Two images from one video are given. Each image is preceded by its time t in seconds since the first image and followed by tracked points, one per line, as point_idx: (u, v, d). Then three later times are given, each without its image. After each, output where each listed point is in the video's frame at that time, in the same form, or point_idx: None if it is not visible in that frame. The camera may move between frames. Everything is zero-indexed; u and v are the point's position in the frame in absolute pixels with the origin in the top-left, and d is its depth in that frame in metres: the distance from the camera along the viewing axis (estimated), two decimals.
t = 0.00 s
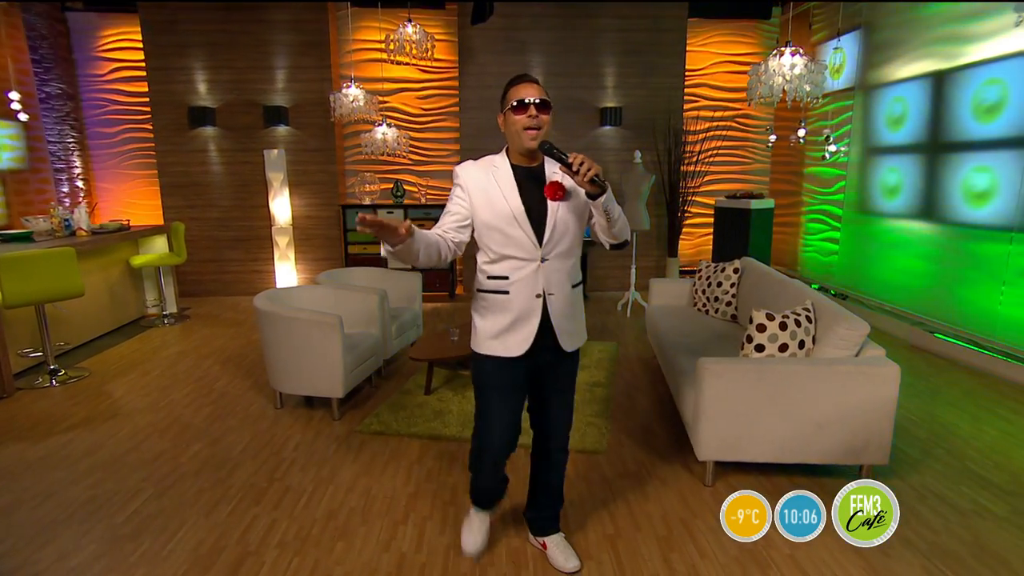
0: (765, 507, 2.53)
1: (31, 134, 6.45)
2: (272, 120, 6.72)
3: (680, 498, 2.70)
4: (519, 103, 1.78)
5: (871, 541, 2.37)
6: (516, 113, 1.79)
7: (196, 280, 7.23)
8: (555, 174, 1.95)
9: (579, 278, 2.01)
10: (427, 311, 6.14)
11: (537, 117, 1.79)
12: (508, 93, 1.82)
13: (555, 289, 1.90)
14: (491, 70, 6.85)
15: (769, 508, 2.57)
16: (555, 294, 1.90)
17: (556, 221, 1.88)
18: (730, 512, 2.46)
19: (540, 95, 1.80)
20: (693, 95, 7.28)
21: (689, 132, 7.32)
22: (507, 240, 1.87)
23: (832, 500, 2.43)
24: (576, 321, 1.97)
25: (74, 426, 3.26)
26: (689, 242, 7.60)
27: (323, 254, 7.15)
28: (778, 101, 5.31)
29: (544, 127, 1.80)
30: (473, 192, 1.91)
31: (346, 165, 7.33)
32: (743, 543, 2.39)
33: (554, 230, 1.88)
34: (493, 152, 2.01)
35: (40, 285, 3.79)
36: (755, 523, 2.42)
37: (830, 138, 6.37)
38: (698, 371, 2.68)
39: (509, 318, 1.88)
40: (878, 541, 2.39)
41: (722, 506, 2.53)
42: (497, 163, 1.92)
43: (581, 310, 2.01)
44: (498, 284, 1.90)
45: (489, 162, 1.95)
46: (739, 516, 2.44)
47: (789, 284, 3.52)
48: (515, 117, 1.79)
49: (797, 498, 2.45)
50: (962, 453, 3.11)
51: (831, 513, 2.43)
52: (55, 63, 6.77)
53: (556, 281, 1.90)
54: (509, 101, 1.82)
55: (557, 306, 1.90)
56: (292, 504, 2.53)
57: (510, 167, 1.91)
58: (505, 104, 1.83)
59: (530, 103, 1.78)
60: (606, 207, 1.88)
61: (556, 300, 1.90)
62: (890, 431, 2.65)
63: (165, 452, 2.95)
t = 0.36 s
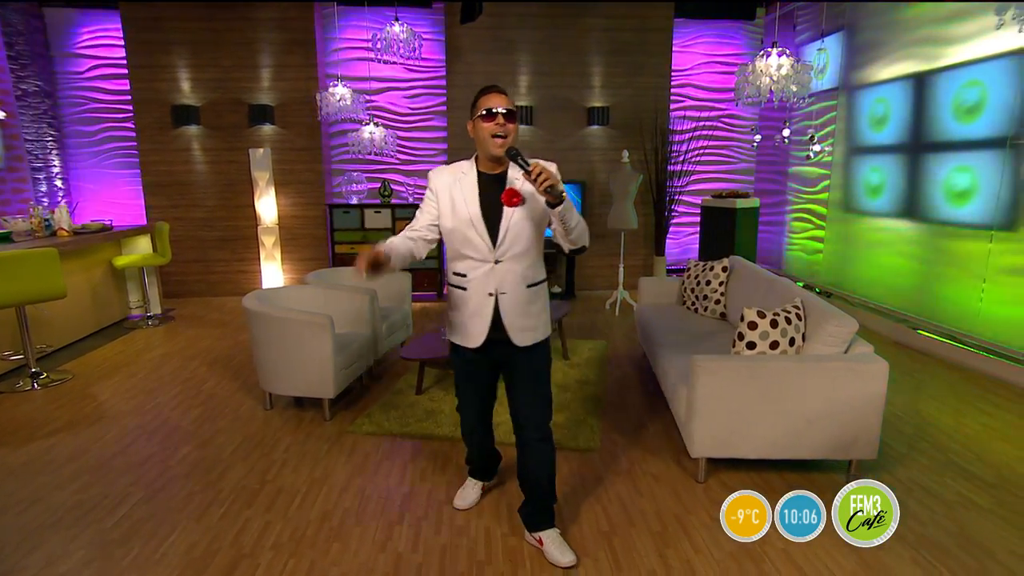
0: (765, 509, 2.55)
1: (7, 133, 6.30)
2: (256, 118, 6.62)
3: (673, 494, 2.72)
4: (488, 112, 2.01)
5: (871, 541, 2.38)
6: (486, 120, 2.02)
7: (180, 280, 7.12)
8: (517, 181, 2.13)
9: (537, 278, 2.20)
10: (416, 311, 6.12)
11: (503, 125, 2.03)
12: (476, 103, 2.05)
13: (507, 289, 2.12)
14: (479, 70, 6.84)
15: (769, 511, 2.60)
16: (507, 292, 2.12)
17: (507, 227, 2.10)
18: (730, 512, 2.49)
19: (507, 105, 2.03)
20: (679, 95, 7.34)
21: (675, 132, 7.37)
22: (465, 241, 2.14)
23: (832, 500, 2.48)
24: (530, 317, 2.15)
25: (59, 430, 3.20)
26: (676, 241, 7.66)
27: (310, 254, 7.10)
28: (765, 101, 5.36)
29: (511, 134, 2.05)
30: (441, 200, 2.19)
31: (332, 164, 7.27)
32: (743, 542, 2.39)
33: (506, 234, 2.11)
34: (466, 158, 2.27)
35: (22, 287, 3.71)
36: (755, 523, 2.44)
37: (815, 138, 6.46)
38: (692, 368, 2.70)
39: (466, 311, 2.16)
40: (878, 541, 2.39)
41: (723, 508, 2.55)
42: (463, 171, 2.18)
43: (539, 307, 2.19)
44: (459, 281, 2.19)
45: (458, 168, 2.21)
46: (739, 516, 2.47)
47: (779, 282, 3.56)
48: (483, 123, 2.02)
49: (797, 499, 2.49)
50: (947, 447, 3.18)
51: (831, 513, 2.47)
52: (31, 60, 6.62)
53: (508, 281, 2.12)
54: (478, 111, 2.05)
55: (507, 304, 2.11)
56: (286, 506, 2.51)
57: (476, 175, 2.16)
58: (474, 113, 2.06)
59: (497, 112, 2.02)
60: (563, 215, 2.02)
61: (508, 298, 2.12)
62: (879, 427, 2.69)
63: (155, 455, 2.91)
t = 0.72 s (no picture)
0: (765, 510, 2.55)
1: None
2: (247, 118, 6.56)
3: (671, 492, 2.73)
4: (462, 113, 2.04)
5: (871, 541, 2.37)
6: (460, 121, 2.05)
7: (171, 281, 7.05)
8: (490, 181, 2.18)
9: (521, 267, 2.26)
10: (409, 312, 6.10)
11: (478, 125, 2.07)
12: (452, 101, 2.08)
13: (492, 281, 2.18)
14: (471, 69, 6.83)
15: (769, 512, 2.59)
16: (492, 285, 2.18)
17: (485, 222, 2.16)
18: (730, 512, 2.48)
19: (482, 105, 2.06)
20: (671, 95, 7.39)
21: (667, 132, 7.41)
22: (446, 239, 2.23)
23: (832, 499, 2.45)
24: (516, 306, 2.22)
25: (51, 433, 3.16)
26: (668, 240, 7.70)
27: (301, 255, 7.05)
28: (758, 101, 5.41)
29: (485, 134, 2.08)
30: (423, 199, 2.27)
31: (324, 164, 7.23)
32: (743, 542, 2.38)
33: (484, 230, 2.17)
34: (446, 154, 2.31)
35: (12, 288, 3.66)
36: (755, 523, 2.43)
37: (806, 138, 6.52)
38: (690, 367, 2.72)
39: (454, 305, 2.24)
40: (879, 541, 2.37)
41: (723, 508, 2.55)
42: (442, 170, 2.24)
43: (525, 295, 2.25)
44: (446, 276, 2.27)
45: (437, 166, 2.26)
46: (739, 516, 2.46)
47: (774, 281, 3.58)
48: (458, 124, 2.06)
49: (797, 498, 2.47)
50: (939, 444, 3.22)
51: (830, 513, 2.44)
52: (17, 58, 6.51)
53: (491, 273, 2.18)
54: (453, 111, 2.08)
55: (492, 296, 2.18)
56: (285, 507, 2.49)
57: (453, 173, 2.22)
58: (449, 112, 2.09)
59: (472, 113, 2.05)
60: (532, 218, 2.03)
61: (493, 290, 2.18)
62: (875, 424, 2.72)
63: (150, 458, 2.88)
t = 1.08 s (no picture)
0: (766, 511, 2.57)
1: None
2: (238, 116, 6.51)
3: (669, 491, 2.74)
4: (466, 113, 2.06)
5: (871, 541, 2.37)
6: (463, 121, 2.07)
7: (162, 281, 6.98)
8: (492, 181, 2.17)
9: (518, 267, 2.25)
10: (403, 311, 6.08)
11: (481, 124, 2.07)
12: (457, 101, 2.10)
13: (489, 280, 2.18)
14: (464, 68, 6.82)
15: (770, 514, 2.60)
16: (489, 284, 2.19)
17: (485, 220, 2.15)
18: (730, 513, 2.49)
19: (486, 105, 2.07)
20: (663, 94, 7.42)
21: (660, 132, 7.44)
22: (446, 235, 2.22)
23: (833, 500, 2.51)
24: (512, 305, 2.22)
25: (43, 435, 3.12)
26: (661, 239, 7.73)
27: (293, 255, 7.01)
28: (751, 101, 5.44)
29: (489, 134, 2.09)
30: (426, 193, 2.25)
31: (316, 163, 7.19)
32: (744, 541, 2.39)
33: (483, 229, 2.16)
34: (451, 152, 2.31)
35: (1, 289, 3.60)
36: (755, 523, 2.44)
37: (797, 137, 6.56)
38: (687, 366, 2.73)
39: (451, 300, 2.25)
40: (879, 541, 2.39)
41: (723, 508, 2.56)
42: (447, 167, 2.23)
43: (522, 294, 2.25)
44: (444, 271, 2.28)
45: (442, 163, 2.25)
46: (739, 516, 2.47)
47: (769, 280, 3.60)
48: (462, 123, 2.07)
49: (797, 499, 2.52)
50: (933, 441, 3.25)
51: (831, 514, 2.48)
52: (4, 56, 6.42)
53: (489, 272, 2.18)
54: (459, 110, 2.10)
55: (489, 295, 2.19)
56: (283, 508, 2.47)
57: (458, 169, 2.21)
58: (455, 111, 2.10)
59: (475, 112, 2.06)
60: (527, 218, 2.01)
61: (489, 289, 2.19)
62: (869, 421, 2.75)
63: (144, 460, 2.85)
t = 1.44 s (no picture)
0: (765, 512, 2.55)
1: None
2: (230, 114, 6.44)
3: (669, 491, 2.72)
4: (495, 130, 2.02)
5: (871, 541, 2.36)
6: (492, 138, 2.04)
7: (152, 281, 6.90)
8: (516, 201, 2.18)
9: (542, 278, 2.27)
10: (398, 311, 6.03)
11: (511, 143, 2.03)
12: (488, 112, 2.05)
13: (520, 294, 2.18)
14: (458, 66, 6.78)
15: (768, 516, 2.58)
16: (520, 297, 2.18)
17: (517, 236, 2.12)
18: (730, 512, 2.47)
19: (515, 122, 2.03)
20: (659, 93, 7.41)
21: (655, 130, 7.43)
22: (478, 245, 2.16)
23: (832, 500, 2.50)
24: (538, 317, 2.26)
25: (32, 438, 3.06)
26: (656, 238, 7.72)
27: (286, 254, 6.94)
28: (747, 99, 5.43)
29: (517, 153, 2.05)
30: (459, 196, 2.19)
31: (309, 161, 7.12)
32: (744, 541, 2.37)
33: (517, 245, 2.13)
34: (480, 157, 2.26)
35: None
36: (755, 523, 2.43)
37: (793, 136, 6.57)
38: (687, 365, 2.71)
39: (474, 310, 2.20)
40: (878, 541, 2.37)
41: (722, 509, 2.54)
42: (485, 177, 2.18)
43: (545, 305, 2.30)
44: (467, 278, 2.20)
45: (478, 171, 2.19)
46: (739, 515, 2.46)
47: (767, 279, 3.59)
48: (490, 140, 2.04)
49: (797, 499, 2.49)
50: (931, 439, 3.24)
51: (831, 514, 2.46)
52: None
53: (520, 286, 2.18)
54: (488, 125, 2.06)
55: (520, 308, 2.19)
56: (279, 510, 2.43)
57: (493, 181, 2.16)
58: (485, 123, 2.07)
59: (503, 130, 2.02)
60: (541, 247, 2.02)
61: (521, 303, 2.19)
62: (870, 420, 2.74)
63: (136, 462, 2.80)
